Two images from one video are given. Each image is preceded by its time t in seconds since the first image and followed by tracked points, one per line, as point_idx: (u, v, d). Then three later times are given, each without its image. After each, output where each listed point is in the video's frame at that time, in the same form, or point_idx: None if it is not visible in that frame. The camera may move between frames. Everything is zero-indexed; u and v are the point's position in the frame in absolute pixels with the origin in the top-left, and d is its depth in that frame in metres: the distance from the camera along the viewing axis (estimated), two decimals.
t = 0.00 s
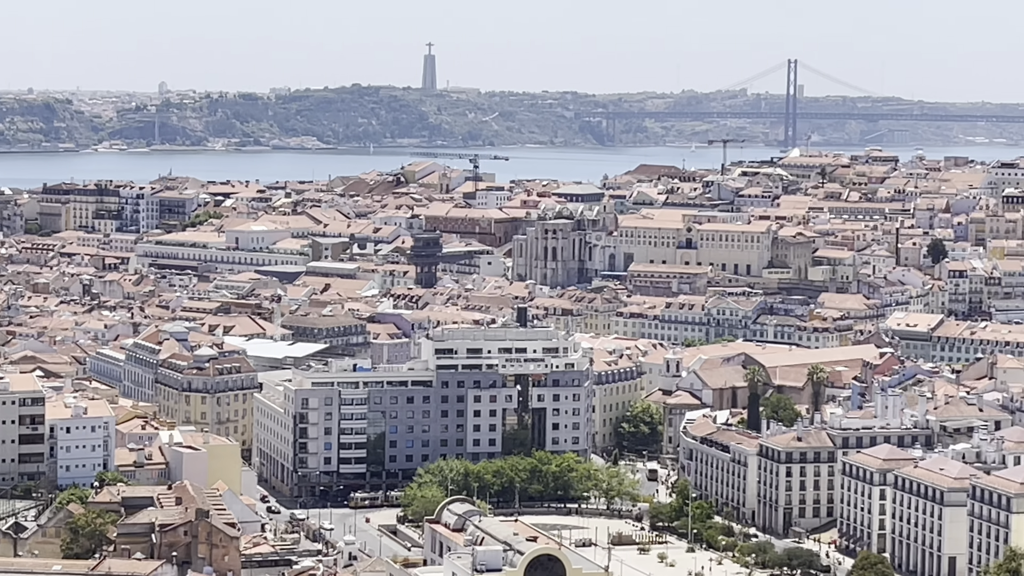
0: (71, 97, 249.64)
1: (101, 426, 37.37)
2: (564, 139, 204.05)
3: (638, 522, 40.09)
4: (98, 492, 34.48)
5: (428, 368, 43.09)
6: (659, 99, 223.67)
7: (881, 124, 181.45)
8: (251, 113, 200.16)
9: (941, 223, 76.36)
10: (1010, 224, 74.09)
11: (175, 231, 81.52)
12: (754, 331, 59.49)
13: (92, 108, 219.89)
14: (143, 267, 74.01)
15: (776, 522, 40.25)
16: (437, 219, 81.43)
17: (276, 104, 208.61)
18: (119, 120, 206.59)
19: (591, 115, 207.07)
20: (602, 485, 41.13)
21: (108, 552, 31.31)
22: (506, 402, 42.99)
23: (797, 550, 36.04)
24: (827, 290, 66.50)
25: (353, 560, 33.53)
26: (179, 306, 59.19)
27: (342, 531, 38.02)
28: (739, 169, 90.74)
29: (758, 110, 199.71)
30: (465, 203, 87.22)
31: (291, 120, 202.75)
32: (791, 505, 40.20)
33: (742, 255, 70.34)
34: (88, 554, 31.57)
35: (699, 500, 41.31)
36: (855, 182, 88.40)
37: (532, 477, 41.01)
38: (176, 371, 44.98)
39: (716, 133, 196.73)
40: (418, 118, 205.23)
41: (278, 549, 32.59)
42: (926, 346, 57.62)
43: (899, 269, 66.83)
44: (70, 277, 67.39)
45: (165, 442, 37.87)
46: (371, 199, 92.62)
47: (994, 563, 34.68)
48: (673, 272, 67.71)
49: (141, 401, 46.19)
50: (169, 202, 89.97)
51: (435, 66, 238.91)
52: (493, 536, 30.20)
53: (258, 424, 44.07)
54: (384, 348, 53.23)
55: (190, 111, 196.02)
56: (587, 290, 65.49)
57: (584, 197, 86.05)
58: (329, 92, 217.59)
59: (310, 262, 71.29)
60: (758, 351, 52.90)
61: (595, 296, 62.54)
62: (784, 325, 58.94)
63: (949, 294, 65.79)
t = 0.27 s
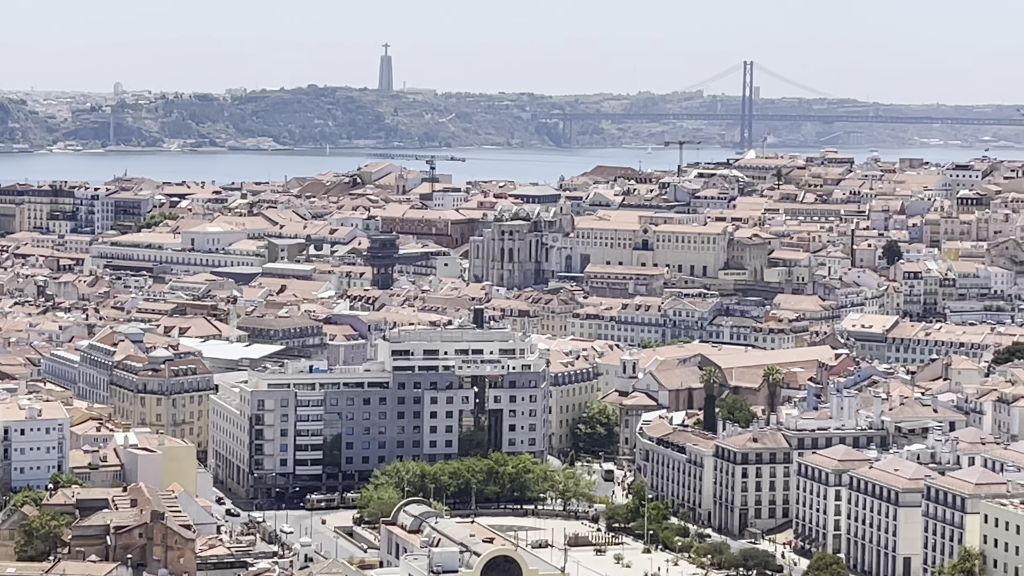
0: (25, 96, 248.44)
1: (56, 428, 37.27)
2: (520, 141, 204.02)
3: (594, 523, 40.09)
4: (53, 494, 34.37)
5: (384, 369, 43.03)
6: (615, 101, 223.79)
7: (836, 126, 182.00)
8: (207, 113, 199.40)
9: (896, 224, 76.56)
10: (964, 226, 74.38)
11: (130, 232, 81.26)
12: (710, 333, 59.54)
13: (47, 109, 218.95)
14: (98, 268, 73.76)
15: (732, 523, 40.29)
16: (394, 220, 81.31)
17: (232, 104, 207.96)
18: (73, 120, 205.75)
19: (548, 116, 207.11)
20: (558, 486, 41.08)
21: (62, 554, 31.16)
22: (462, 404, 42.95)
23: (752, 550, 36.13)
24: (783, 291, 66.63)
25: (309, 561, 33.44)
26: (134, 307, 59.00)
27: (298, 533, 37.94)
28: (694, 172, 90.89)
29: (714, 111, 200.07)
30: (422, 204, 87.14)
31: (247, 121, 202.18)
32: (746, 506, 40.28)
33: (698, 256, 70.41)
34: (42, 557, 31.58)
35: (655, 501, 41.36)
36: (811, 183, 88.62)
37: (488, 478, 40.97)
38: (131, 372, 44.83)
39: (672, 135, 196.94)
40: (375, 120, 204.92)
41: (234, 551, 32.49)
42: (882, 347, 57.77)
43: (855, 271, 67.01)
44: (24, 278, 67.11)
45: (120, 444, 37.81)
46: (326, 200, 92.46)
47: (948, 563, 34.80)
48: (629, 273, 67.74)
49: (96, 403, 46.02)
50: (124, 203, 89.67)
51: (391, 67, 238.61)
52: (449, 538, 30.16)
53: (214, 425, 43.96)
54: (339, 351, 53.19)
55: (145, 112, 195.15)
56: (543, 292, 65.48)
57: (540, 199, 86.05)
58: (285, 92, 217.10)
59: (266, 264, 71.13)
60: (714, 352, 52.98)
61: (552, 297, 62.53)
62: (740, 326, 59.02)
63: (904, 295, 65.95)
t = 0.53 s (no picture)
0: None
1: (13, 430, 37.16)
2: (480, 142, 203.87)
3: (554, 525, 40.07)
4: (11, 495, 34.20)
5: (344, 371, 42.95)
6: (575, 102, 223.83)
7: (795, 127, 182.43)
8: (165, 114, 198.75)
9: (855, 226, 76.76)
10: (922, 228, 74.61)
11: (89, 233, 80.98)
12: (670, 334, 59.58)
13: (4, 109, 217.91)
14: (57, 269, 73.50)
15: (691, 524, 40.36)
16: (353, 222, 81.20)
17: (191, 105, 207.38)
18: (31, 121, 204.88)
19: (507, 117, 207.00)
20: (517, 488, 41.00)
21: (21, 556, 31.05)
22: (422, 405, 42.89)
23: (711, 552, 36.21)
24: (742, 293, 66.74)
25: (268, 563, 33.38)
26: (93, 309, 58.82)
27: (257, 534, 37.86)
28: (654, 173, 90.95)
29: (674, 113, 200.30)
30: (381, 205, 87.03)
31: (206, 121, 201.58)
32: (706, 508, 40.33)
33: (657, 258, 70.47)
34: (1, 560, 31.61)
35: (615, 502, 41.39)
36: (770, 185, 88.77)
37: (448, 480, 40.93)
38: (89, 374, 44.68)
39: (631, 137, 197.13)
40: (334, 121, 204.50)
41: (193, 553, 32.41)
42: (841, 348, 57.92)
43: (814, 272, 67.17)
44: None
45: (77, 446, 37.73)
46: (286, 201, 92.26)
47: (907, 563, 34.91)
48: (589, 275, 67.77)
49: (55, 404, 45.88)
50: (83, 204, 89.33)
51: (350, 68, 238.20)
52: (409, 539, 30.13)
53: (173, 427, 43.84)
54: (299, 352, 53.32)
55: (104, 113, 194.50)
56: (503, 293, 65.47)
57: (500, 200, 86.02)
58: (244, 93, 216.57)
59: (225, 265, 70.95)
60: (674, 353, 53.04)
61: (511, 298, 62.52)
62: (699, 327, 59.09)
63: (863, 296, 66.12)
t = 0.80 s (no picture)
0: None
1: None
2: (445, 142, 203.72)
3: (518, 526, 40.06)
4: None
5: (309, 372, 42.88)
6: (539, 103, 223.87)
7: (760, 129, 182.82)
8: (128, 114, 198.06)
9: (819, 226, 76.94)
10: (886, 228, 74.84)
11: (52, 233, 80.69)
12: (635, 334, 59.60)
13: None
14: (20, 270, 73.23)
15: (656, 525, 40.40)
16: (318, 222, 81.10)
17: (155, 105, 206.87)
18: None
19: (472, 118, 206.91)
20: (482, 488, 41.00)
21: None
22: (387, 406, 42.84)
23: (676, 552, 36.23)
24: (707, 293, 66.83)
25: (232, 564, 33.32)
26: (56, 309, 58.61)
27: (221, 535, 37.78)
28: (619, 174, 91.02)
29: (639, 114, 200.50)
30: (346, 206, 86.92)
31: (170, 121, 200.96)
32: (671, 508, 40.37)
33: (622, 258, 70.50)
34: None
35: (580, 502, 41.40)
36: (734, 185, 88.90)
37: (413, 480, 40.89)
38: (52, 375, 44.51)
39: (596, 138, 197.28)
40: (299, 121, 204.13)
41: (157, 554, 32.32)
42: (805, 348, 58.07)
43: (778, 272, 67.30)
44: None
45: (40, 448, 37.26)
46: (250, 202, 92.04)
47: (871, 563, 35.01)
48: (554, 275, 67.77)
49: (18, 405, 45.71)
50: (46, 204, 89.01)
51: (315, 68, 237.79)
52: (373, 540, 30.08)
53: (136, 428, 43.71)
54: (262, 354, 53.39)
55: (67, 112, 193.77)
56: (468, 293, 65.46)
57: (465, 200, 86.00)
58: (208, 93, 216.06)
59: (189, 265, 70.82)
60: (638, 353, 53.09)
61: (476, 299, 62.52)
62: (664, 328, 59.14)
63: (827, 297, 66.28)
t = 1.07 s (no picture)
0: None
1: None
2: (415, 140, 203.55)
3: (488, 524, 40.07)
4: None
5: (278, 370, 42.81)
6: (509, 101, 223.83)
7: (729, 128, 183.06)
8: (97, 112, 197.48)
9: (788, 225, 77.05)
10: (854, 227, 74.99)
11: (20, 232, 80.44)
12: (605, 333, 59.63)
13: None
14: None
15: (625, 523, 40.44)
16: (288, 221, 80.95)
17: (123, 103, 206.32)
18: None
19: (442, 116, 206.77)
20: (452, 487, 41.03)
21: None
22: (356, 404, 42.79)
23: (646, 550, 36.24)
24: (676, 292, 66.88)
25: (202, 563, 33.27)
26: (25, 308, 58.43)
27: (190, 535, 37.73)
28: (588, 173, 91.03)
29: (608, 113, 200.60)
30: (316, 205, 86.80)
31: (138, 120, 200.50)
32: (640, 506, 40.42)
33: (592, 257, 70.51)
34: None
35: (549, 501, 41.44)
36: (703, 184, 88.99)
37: (383, 479, 40.89)
38: (21, 373, 44.34)
39: (566, 137, 197.33)
40: (268, 119, 203.78)
41: (126, 553, 32.25)
42: (774, 347, 58.16)
43: (748, 271, 67.39)
44: None
45: (9, 447, 37.18)
46: (219, 200, 91.89)
47: (839, 561, 35.09)
48: (524, 274, 67.75)
49: None
50: (14, 203, 88.71)
51: (284, 67, 237.37)
52: (343, 539, 30.05)
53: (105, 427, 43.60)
54: (232, 352, 52.95)
55: (35, 111, 193.13)
56: (438, 292, 65.43)
57: (434, 199, 85.96)
58: (177, 92, 215.59)
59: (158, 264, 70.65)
60: (608, 352, 53.11)
61: (446, 298, 62.49)
62: (634, 327, 59.17)
63: (796, 295, 66.39)
